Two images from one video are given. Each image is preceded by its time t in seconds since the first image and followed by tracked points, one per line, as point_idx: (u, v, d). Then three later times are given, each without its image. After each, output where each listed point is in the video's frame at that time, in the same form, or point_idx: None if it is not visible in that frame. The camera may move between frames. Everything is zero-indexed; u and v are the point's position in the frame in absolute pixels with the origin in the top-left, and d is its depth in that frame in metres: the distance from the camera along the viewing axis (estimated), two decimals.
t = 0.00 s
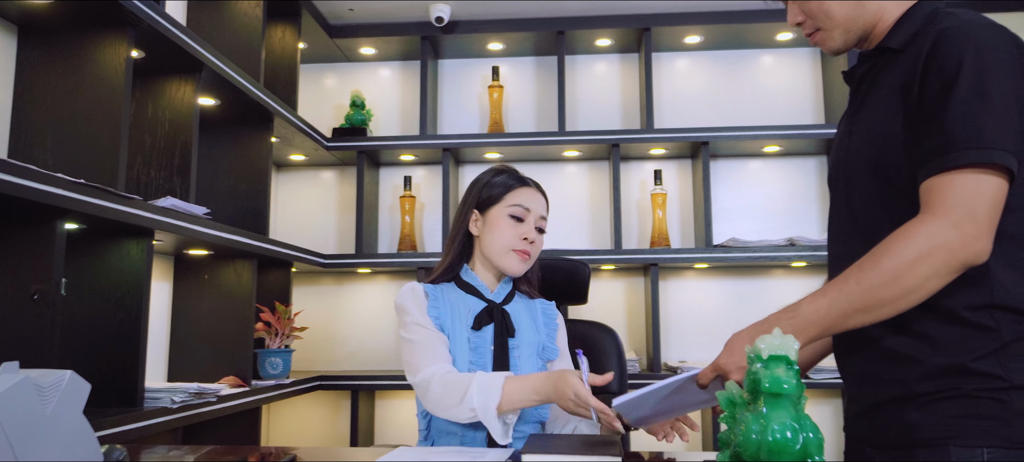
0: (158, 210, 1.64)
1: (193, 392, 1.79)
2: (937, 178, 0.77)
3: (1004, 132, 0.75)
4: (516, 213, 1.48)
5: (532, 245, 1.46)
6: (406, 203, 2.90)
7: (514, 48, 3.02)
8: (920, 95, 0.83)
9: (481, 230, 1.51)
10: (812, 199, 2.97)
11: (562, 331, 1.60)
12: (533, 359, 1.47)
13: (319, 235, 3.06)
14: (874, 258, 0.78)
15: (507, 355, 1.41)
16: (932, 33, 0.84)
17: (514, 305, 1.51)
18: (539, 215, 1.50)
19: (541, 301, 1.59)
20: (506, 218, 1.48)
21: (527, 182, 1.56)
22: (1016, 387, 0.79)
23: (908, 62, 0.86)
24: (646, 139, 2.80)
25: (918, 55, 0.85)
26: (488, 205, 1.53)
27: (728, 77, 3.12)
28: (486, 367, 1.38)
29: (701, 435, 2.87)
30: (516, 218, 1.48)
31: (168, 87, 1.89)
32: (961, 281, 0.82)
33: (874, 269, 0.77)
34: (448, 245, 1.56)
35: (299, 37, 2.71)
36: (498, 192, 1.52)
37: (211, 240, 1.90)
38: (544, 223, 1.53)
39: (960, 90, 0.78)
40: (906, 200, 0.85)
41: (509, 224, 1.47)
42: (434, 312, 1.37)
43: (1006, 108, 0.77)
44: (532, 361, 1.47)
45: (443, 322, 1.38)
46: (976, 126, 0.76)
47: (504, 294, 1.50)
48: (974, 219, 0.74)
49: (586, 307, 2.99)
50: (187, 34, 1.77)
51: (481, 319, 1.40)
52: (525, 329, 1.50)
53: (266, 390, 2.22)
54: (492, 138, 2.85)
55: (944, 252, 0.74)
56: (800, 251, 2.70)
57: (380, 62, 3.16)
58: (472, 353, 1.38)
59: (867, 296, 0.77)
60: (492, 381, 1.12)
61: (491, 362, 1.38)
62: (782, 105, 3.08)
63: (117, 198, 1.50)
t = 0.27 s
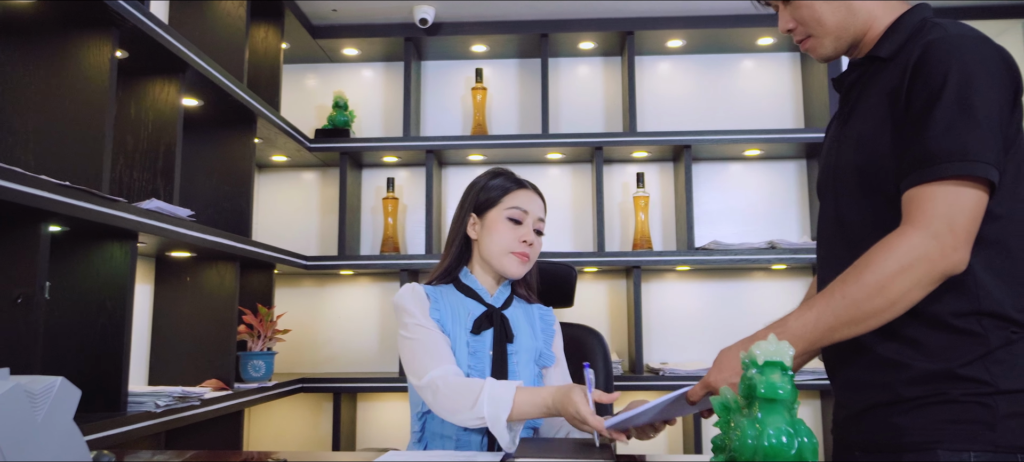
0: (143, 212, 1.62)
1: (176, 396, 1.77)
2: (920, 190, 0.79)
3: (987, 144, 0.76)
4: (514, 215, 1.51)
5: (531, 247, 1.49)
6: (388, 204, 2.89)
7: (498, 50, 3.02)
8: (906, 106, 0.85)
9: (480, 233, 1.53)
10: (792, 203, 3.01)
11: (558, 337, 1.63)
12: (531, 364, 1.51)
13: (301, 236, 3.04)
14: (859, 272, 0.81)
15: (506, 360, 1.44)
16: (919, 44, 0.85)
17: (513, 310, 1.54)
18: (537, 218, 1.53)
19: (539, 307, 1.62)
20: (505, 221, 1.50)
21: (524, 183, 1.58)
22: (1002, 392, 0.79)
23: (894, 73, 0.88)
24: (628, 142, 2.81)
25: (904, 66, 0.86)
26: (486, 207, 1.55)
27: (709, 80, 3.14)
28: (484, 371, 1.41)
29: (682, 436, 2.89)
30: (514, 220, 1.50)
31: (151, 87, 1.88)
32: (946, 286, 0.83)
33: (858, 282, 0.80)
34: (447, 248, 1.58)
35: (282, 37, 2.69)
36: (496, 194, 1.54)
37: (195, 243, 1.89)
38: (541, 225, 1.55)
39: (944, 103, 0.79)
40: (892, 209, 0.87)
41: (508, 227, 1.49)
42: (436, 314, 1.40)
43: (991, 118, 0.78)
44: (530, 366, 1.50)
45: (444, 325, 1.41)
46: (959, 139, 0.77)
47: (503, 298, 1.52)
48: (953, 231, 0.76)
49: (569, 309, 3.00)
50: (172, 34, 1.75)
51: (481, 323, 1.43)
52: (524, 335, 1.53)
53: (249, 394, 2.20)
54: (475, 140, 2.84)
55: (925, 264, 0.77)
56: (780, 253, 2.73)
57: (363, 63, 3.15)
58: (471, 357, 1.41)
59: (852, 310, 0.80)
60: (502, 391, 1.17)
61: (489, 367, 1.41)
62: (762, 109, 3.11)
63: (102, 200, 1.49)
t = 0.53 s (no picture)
0: (129, 214, 1.61)
1: (162, 399, 1.76)
2: (906, 194, 0.81)
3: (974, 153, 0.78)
4: (507, 219, 1.52)
5: (522, 251, 1.50)
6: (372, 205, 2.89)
7: (482, 52, 3.02)
8: (897, 112, 0.86)
9: (471, 236, 1.54)
10: (772, 205, 3.04)
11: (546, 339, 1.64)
12: (520, 368, 1.52)
13: (283, 237, 3.03)
14: (842, 272, 0.82)
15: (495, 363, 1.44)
16: (913, 53, 0.87)
17: (503, 312, 1.55)
18: (529, 222, 1.53)
19: (531, 310, 1.63)
20: (497, 225, 1.51)
21: (518, 187, 1.59)
22: (990, 395, 0.81)
23: (888, 80, 0.89)
24: (612, 144, 2.83)
25: (898, 72, 0.88)
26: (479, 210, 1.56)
27: (692, 84, 3.17)
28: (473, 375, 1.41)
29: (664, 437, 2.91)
30: (507, 224, 1.51)
31: (135, 87, 1.86)
32: (934, 291, 0.84)
33: (839, 282, 0.81)
34: (439, 250, 1.59)
35: (266, 37, 2.68)
36: (490, 197, 1.55)
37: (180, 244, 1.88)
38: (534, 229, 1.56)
39: (933, 110, 0.81)
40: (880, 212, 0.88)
41: (501, 231, 1.50)
42: (426, 315, 1.40)
43: (978, 128, 0.80)
44: (519, 369, 1.51)
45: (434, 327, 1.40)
46: (947, 146, 0.79)
47: (493, 302, 1.53)
48: (936, 236, 0.78)
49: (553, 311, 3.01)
50: (158, 34, 1.74)
51: (471, 326, 1.43)
52: (514, 338, 1.53)
53: (233, 396, 2.19)
54: (459, 142, 2.85)
55: (907, 267, 0.78)
56: (762, 255, 2.76)
57: (347, 63, 3.14)
58: (461, 360, 1.41)
59: (833, 308, 0.81)
60: (487, 390, 1.17)
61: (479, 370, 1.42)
62: (744, 112, 3.14)
63: (88, 201, 1.48)
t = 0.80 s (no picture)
0: (115, 214, 1.60)
1: (148, 400, 1.75)
2: (896, 198, 0.83)
3: (962, 159, 0.80)
4: (493, 222, 1.52)
5: (508, 253, 1.50)
6: (356, 206, 2.88)
7: (467, 53, 3.03)
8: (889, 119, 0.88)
9: (458, 238, 1.55)
10: (753, 208, 3.08)
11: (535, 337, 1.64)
12: (508, 368, 1.51)
13: (266, 237, 3.01)
14: (829, 270, 0.85)
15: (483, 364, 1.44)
16: (906, 61, 0.89)
17: (491, 314, 1.55)
18: (515, 224, 1.54)
19: (518, 311, 1.63)
20: (483, 227, 1.52)
21: (505, 189, 1.60)
22: (977, 397, 0.83)
23: (881, 87, 0.91)
24: (596, 146, 2.85)
25: (891, 79, 0.90)
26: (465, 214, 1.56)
27: (674, 87, 3.19)
28: (461, 377, 1.41)
29: (646, 437, 2.93)
30: (493, 227, 1.52)
31: (120, 86, 1.84)
32: (925, 294, 0.86)
33: (825, 279, 0.84)
34: (427, 252, 1.59)
35: (250, 36, 2.66)
36: (477, 200, 1.56)
37: (165, 244, 1.86)
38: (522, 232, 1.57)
39: (924, 117, 0.83)
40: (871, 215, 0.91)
41: (487, 234, 1.51)
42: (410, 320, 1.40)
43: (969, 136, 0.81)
44: (507, 369, 1.51)
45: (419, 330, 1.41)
46: (936, 152, 0.81)
47: (481, 302, 1.54)
48: (924, 240, 0.80)
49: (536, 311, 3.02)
50: (145, 33, 1.72)
51: (458, 327, 1.43)
52: (501, 337, 1.53)
53: (217, 397, 2.17)
54: (444, 143, 2.85)
55: (893, 268, 0.81)
56: (744, 257, 2.79)
57: (331, 63, 3.13)
58: (448, 361, 1.42)
59: (819, 305, 0.84)
60: (451, 397, 1.12)
61: (467, 372, 1.42)
62: (726, 115, 3.17)
63: (75, 201, 1.46)
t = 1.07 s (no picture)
0: (100, 213, 1.59)
1: (131, 401, 1.74)
2: (918, 206, 0.82)
3: (970, 166, 0.80)
4: (474, 223, 1.52)
5: (489, 255, 1.50)
6: (339, 205, 2.87)
7: (451, 53, 3.03)
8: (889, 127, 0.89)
9: (440, 240, 1.54)
10: (734, 209, 3.11)
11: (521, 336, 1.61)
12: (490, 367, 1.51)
13: (247, 236, 2.99)
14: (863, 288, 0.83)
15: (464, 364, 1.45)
16: (901, 69, 0.89)
17: (474, 313, 1.55)
18: (497, 226, 1.53)
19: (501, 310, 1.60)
20: (464, 229, 1.51)
21: (487, 190, 1.59)
22: (964, 397, 0.84)
23: (876, 95, 0.92)
24: (579, 147, 2.86)
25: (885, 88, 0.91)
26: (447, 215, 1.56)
27: (657, 89, 3.22)
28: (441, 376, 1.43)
29: (627, 437, 2.94)
30: (474, 228, 1.51)
31: (103, 84, 1.83)
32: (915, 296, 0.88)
33: (865, 290, 0.82)
34: (409, 254, 1.58)
35: (233, 35, 2.65)
36: (458, 201, 1.55)
37: (149, 244, 1.85)
38: (504, 233, 1.56)
39: (927, 127, 0.83)
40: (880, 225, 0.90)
41: (467, 236, 1.50)
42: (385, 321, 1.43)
43: (971, 140, 0.82)
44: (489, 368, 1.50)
45: (394, 332, 1.43)
46: (944, 160, 0.81)
47: (463, 302, 1.53)
48: (959, 241, 0.78)
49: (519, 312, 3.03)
50: (130, 31, 1.71)
51: (438, 327, 1.45)
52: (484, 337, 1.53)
53: (199, 398, 2.16)
54: (428, 143, 2.85)
55: (931, 274, 0.78)
56: (725, 258, 2.81)
57: (314, 62, 3.12)
58: (428, 362, 1.43)
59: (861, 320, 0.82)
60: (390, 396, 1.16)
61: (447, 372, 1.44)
62: (707, 117, 3.20)
63: (60, 200, 1.45)
